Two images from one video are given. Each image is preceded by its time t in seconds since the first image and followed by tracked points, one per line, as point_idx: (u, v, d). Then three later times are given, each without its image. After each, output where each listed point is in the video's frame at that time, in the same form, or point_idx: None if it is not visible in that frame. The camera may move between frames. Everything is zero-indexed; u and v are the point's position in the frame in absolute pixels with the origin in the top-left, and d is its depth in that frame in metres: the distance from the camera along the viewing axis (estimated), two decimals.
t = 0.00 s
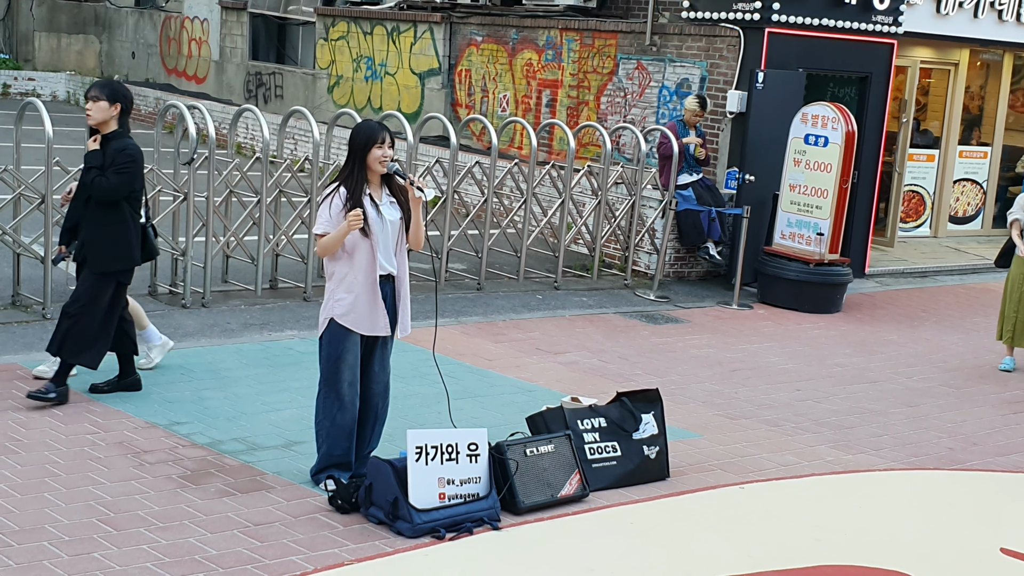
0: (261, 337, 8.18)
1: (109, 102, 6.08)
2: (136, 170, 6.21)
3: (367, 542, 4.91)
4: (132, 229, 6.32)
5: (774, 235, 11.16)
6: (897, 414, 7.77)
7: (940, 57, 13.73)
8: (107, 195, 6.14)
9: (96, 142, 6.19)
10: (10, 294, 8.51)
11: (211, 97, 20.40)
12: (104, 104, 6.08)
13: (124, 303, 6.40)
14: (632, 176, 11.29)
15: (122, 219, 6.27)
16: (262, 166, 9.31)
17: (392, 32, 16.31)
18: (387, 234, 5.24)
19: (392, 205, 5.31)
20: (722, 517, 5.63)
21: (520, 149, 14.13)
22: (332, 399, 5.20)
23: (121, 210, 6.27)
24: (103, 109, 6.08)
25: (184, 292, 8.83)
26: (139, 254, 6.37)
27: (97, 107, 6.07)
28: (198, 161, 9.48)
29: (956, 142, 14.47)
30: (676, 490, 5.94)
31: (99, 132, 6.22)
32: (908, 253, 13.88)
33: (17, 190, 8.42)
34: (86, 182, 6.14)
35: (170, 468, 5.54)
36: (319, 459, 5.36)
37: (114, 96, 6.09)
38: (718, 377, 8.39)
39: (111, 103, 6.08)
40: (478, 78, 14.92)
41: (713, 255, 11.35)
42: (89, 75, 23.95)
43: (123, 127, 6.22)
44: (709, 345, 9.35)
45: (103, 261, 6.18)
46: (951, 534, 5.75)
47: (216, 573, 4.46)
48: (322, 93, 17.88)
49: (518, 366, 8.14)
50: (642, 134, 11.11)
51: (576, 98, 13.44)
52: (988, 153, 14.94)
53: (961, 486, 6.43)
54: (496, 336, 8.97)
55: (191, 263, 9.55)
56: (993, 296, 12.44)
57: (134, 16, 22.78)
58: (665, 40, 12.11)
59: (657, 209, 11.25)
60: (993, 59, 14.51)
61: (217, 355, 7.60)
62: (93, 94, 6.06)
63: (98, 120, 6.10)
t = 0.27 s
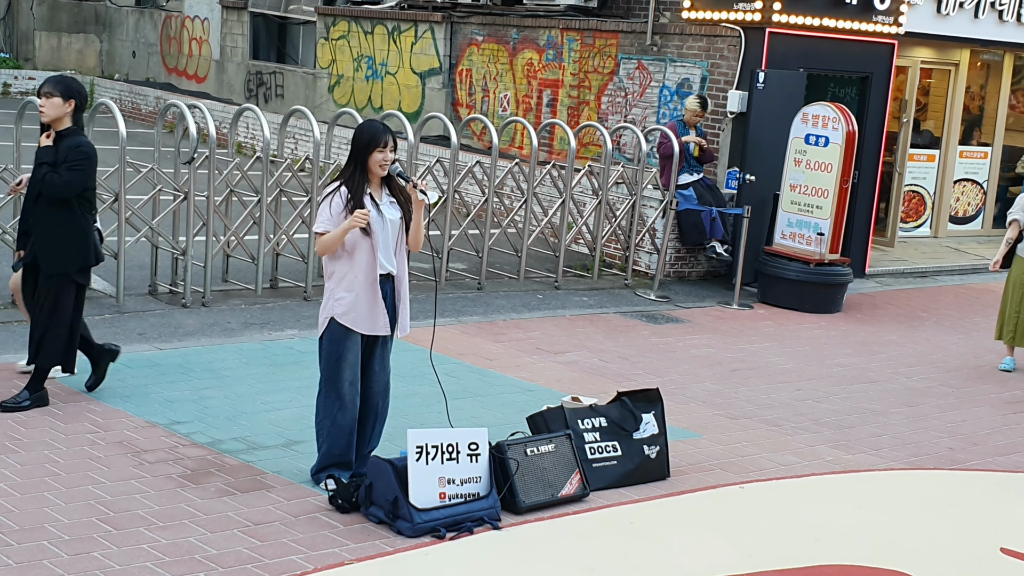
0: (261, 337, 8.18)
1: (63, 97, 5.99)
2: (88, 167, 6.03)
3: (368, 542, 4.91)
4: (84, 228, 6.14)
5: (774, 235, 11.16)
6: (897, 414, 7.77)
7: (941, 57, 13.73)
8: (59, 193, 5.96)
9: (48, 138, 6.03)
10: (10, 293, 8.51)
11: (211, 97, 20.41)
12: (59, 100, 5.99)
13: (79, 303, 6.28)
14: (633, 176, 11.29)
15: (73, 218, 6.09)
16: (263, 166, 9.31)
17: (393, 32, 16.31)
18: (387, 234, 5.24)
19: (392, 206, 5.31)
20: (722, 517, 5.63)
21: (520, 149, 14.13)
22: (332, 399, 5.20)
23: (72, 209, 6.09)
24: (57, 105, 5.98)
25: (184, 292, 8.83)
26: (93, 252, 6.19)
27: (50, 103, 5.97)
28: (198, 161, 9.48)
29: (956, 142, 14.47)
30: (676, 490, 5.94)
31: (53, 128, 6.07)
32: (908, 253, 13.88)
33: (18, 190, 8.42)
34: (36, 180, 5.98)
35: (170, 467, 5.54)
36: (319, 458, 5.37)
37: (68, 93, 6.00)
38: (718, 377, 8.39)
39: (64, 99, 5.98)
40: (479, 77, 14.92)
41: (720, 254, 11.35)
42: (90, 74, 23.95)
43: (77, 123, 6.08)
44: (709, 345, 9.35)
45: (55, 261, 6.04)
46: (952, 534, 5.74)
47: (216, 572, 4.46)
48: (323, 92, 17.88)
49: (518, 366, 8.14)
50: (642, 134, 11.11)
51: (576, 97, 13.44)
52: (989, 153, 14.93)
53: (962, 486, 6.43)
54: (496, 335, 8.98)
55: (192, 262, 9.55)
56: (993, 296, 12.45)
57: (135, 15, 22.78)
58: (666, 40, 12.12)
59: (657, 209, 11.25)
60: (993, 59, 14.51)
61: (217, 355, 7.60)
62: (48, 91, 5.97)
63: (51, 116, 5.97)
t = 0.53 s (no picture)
0: (260, 337, 8.18)
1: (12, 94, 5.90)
2: (37, 165, 5.95)
3: (367, 543, 4.91)
4: (35, 228, 6.04)
5: (774, 236, 11.17)
6: (896, 415, 7.77)
7: (940, 58, 13.74)
8: (5, 192, 5.88)
9: None
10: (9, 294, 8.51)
11: (211, 98, 20.40)
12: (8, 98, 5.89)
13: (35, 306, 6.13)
14: (632, 176, 11.28)
15: (22, 219, 6.00)
16: (262, 167, 9.30)
17: (392, 32, 16.32)
18: (388, 238, 5.24)
19: (394, 209, 5.30)
20: (722, 518, 5.63)
21: (520, 150, 14.13)
22: (333, 399, 5.21)
23: (21, 209, 6.00)
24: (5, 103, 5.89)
25: (183, 293, 8.83)
26: (47, 254, 6.08)
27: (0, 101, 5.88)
28: (198, 161, 9.49)
29: (956, 143, 14.48)
30: (675, 491, 5.94)
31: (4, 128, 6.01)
32: (907, 254, 13.89)
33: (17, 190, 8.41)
34: None
35: (169, 468, 5.54)
36: (319, 458, 5.37)
37: (16, 90, 5.91)
38: (717, 377, 8.39)
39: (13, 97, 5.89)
40: (479, 78, 14.92)
41: (713, 256, 11.36)
42: (89, 75, 23.94)
43: (27, 122, 6.01)
44: (708, 345, 9.35)
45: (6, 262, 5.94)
46: (950, 534, 5.75)
47: (215, 573, 4.46)
48: (323, 93, 17.88)
49: (517, 366, 8.14)
50: (642, 135, 11.12)
51: (576, 98, 13.44)
52: (988, 154, 14.94)
53: (961, 487, 6.43)
54: (495, 336, 8.98)
55: (191, 263, 9.55)
56: (993, 296, 12.45)
57: (135, 15, 22.78)
58: (665, 41, 12.13)
59: (657, 210, 11.26)
60: (992, 60, 14.52)
61: (216, 355, 7.60)
62: None
63: (1, 116, 5.89)
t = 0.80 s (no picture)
0: (260, 337, 8.18)
1: None
2: None
3: (366, 542, 4.91)
4: None
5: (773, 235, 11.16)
6: (896, 414, 7.77)
7: (939, 58, 13.74)
8: None
9: None
10: (9, 293, 8.51)
11: (211, 97, 20.40)
12: None
13: None
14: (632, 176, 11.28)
15: None
16: (262, 166, 9.30)
17: (392, 32, 16.32)
18: (393, 250, 5.24)
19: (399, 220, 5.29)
20: (722, 518, 5.63)
21: (520, 149, 14.13)
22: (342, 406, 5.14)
23: None
24: None
25: (183, 292, 8.83)
26: None
27: None
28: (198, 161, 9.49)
29: (956, 142, 14.48)
30: (675, 490, 5.94)
31: None
32: (907, 253, 13.89)
33: (17, 189, 8.40)
34: None
35: (169, 467, 5.54)
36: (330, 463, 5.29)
37: None
38: (717, 377, 8.39)
39: None
40: (478, 77, 14.92)
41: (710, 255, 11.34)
42: (89, 74, 23.93)
43: None
44: (708, 344, 9.35)
45: None
46: (950, 534, 5.75)
47: (214, 572, 4.46)
48: (323, 92, 17.88)
49: (517, 366, 8.14)
50: (642, 134, 11.11)
51: (576, 97, 13.44)
52: (988, 154, 14.94)
53: (960, 486, 6.42)
54: (495, 335, 8.98)
55: (191, 262, 9.55)
56: (993, 295, 12.45)
57: (135, 14, 22.77)
58: (665, 40, 12.13)
59: (657, 209, 11.26)
60: (992, 59, 14.52)
61: (216, 355, 7.60)
62: None
63: None
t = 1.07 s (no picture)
0: (260, 336, 8.18)
1: None
2: None
3: (366, 541, 4.91)
4: None
5: (774, 235, 11.16)
6: (896, 414, 7.77)
7: (940, 58, 13.74)
8: None
9: None
10: (10, 292, 8.51)
11: (211, 96, 20.40)
12: None
13: None
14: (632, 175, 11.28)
15: None
16: (263, 165, 9.30)
17: (392, 31, 16.32)
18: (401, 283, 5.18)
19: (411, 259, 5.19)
20: (723, 518, 5.63)
21: (521, 149, 14.13)
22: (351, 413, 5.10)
23: None
24: None
25: (184, 291, 8.83)
26: None
27: None
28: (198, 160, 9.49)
29: (956, 142, 14.47)
30: (675, 490, 5.94)
31: None
32: (908, 253, 13.89)
33: (17, 189, 8.40)
34: None
35: (169, 467, 5.54)
36: (331, 463, 5.27)
37: None
38: (717, 377, 8.38)
39: None
40: (479, 77, 14.92)
41: (717, 254, 11.50)
42: (90, 73, 23.93)
43: None
44: (708, 344, 9.35)
45: None
46: (950, 533, 5.74)
47: (214, 572, 4.46)
48: (323, 92, 17.88)
49: (517, 366, 8.14)
50: (642, 134, 11.10)
51: (577, 97, 13.43)
52: (989, 154, 14.94)
53: (961, 486, 6.42)
54: (495, 335, 8.97)
55: (191, 262, 9.56)
56: (993, 295, 12.45)
57: (136, 14, 22.79)
58: (666, 40, 12.12)
59: (657, 209, 11.25)
60: (993, 59, 14.51)
61: (217, 354, 7.60)
62: None
63: None
